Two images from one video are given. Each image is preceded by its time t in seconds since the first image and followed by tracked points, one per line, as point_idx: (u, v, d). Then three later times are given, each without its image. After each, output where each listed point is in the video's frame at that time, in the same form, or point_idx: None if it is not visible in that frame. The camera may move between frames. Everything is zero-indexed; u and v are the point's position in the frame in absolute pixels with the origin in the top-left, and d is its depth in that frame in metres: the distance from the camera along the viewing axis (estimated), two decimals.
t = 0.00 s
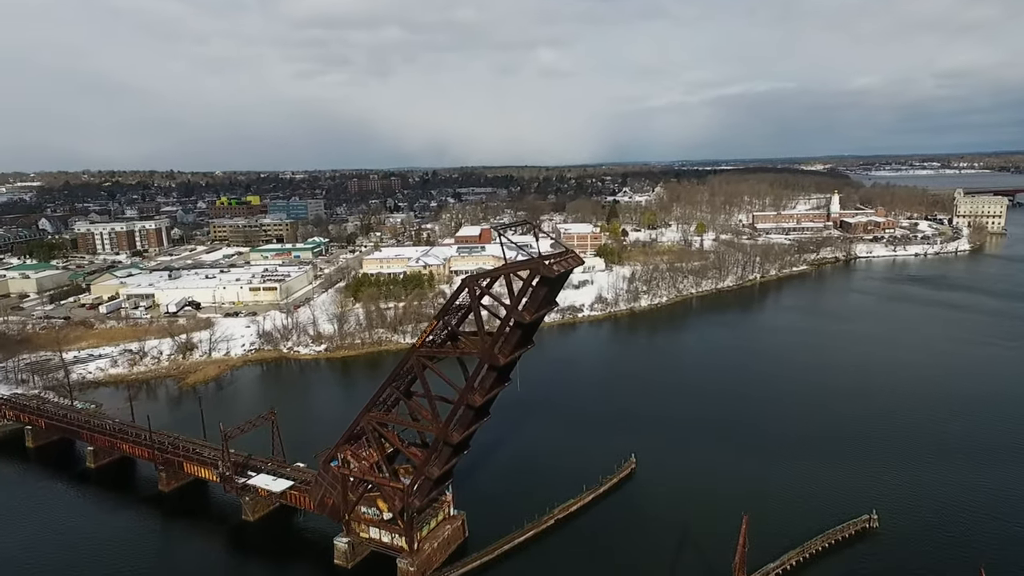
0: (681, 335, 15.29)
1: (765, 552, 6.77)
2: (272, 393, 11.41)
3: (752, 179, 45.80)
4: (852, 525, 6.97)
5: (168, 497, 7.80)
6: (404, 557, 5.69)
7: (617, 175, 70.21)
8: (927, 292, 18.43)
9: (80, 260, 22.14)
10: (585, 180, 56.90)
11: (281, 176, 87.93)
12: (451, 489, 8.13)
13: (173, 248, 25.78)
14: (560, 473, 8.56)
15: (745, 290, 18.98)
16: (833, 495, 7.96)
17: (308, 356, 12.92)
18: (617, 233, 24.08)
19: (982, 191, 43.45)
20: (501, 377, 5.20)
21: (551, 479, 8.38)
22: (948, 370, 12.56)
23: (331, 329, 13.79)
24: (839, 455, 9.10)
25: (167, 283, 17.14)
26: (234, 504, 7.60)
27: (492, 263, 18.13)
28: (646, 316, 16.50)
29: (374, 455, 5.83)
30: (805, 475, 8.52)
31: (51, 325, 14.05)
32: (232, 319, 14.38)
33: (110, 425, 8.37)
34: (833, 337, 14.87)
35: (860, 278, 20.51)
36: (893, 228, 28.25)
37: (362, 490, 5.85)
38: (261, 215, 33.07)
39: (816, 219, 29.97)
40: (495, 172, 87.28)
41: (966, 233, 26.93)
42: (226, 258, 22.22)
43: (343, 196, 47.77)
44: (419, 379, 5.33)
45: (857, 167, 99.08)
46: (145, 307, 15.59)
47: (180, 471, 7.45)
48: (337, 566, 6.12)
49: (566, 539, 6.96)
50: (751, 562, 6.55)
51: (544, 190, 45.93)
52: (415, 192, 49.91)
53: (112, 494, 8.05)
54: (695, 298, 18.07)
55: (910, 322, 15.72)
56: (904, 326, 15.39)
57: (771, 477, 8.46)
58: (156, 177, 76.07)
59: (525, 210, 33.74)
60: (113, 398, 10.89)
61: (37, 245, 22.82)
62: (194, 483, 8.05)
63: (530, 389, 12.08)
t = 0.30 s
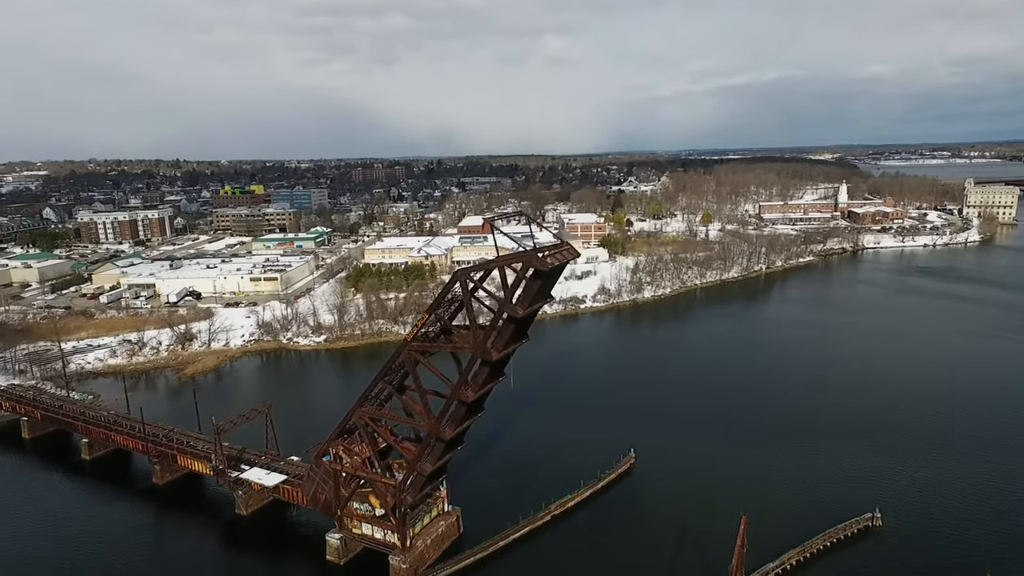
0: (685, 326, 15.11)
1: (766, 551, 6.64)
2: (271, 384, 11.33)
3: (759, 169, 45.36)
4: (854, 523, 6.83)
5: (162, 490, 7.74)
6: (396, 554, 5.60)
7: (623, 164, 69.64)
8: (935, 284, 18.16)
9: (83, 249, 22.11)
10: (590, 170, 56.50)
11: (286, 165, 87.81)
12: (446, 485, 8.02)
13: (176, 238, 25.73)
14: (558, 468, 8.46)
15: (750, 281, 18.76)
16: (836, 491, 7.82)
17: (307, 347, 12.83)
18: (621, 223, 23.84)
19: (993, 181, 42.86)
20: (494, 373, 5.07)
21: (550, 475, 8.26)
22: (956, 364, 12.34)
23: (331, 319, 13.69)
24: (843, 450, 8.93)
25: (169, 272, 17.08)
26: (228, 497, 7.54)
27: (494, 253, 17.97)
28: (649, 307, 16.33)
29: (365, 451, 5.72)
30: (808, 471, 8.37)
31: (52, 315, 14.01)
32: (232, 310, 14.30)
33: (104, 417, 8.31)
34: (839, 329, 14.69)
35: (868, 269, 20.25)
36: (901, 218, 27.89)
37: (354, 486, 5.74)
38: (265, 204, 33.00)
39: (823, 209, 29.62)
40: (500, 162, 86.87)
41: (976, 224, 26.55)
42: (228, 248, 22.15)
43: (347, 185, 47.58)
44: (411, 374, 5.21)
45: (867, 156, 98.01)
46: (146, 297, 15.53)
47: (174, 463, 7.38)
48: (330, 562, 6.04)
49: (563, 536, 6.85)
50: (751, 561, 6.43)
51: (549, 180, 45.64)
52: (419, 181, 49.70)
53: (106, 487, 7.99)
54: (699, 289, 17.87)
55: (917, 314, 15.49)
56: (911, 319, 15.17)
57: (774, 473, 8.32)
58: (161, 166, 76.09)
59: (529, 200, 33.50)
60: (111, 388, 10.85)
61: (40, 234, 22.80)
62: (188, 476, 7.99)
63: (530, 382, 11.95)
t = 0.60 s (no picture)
0: (695, 323, 14.88)
1: (773, 556, 6.45)
2: (276, 378, 11.28)
3: (773, 163, 44.77)
4: (865, 530, 6.62)
5: (164, 486, 7.71)
6: (393, 555, 5.51)
7: (636, 158, 69.10)
8: (954, 281, 17.77)
9: (95, 242, 22.24)
10: (602, 164, 56.07)
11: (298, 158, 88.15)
12: (446, 484, 7.90)
13: (187, 231, 25.83)
14: (561, 468, 8.30)
15: (762, 277, 18.47)
16: (847, 494, 7.61)
17: (313, 342, 12.78)
18: (632, 218, 23.58)
19: (1014, 176, 41.97)
20: (492, 372, 4.94)
21: (553, 475, 8.11)
22: (974, 363, 12.02)
23: (338, 314, 13.62)
24: (856, 450, 8.70)
25: (178, 266, 17.11)
26: (228, 494, 7.48)
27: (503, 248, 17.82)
28: (659, 304, 16.10)
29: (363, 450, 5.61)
30: (819, 472, 8.15)
31: (61, 308, 14.08)
32: (239, 304, 14.29)
33: (107, 411, 8.29)
34: (853, 326, 14.39)
35: (884, 265, 19.88)
36: (919, 213, 27.36)
37: (351, 485, 5.64)
38: (276, 198, 33.08)
39: (839, 204, 29.14)
40: (512, 155, 86.62)
41: (996, 220, 25.99)
42: (238, 241, 22.20)
43: (358, 178, 47.64)
44: (408, 373, 5.08)
45: (884, 150, 96.60)
46: (155, 290, 15.57)
47: (174, 459, 7.34)
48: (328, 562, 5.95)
49: (565, 538, 6.72)
50: (758, 566, 6.25)
51: (560, 173, 45.37)
52: (430, 175, 49.61)
53: (108, 481, 7.98)
54: (710, 285, 17.62)
55: (934, 312, 15.15)
56: (927, 317, 14.84)
57: (783, 473, 8.12)
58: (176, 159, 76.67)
59: (540, 194, 33.28)
60: (118, 382, 10.86)
61: (53, 227, 22.97)
62: (189, 472, 7.95)
63: (536, 378, 11.80)
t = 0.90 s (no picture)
0: (711, 326, 14.61)
1: (787, 571, 6.22)
2: (287, 377, 11.27)
3: (794, 164, 44.12)
4: (883, 546, 6.37)
5: (169, 486, 7.70)
6: (393, 563, 5.40)
7: (654, 159, 68.53)
8: (979, 287, 17.28)
9: (115, 240, 22.52)
10: (620, 164, 55.67)
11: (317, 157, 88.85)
12: (450, 489, 7.77)
13: (205, 229, 26.07)
14: (569, 474, 8.13)
15: (780, 281, 18.13)
16: (865, 505, 7.33)
17: (324, 341, 12.76)
18: (648, 219, 23.32)
19: None
20: (494, 379, 4.82)
21: (560, 481, 7.95)
22: (1000, 371, 11.61)
23: (349, 314, 13.59)
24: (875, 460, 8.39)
25: (194, 264, 17.23)
26: (232, 495, 7.44)
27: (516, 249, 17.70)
28: (674, 306, 15.85)
29: (363, 455, 5.51)
30: (836, 482, 7.88)
31: (78, 305, 14.23)
32: (252, 303, 14.33)
33: (115, 409, 8.31)
34: (873, 331, 14.03)
35: (907, 269, 19.40)
36: (944, 216, 26.71)
37: (351, 491, 5.56)
38: (293, 197, 33.31)
39: (861, 206, 28.57)
40: (530, 155, 86.41)
41: None
42: (254, 240, 22.33)
43: (375, 177, 47.83)
44: (408, 379, 4.97)
45: (909, 151, 94.75)
46: (170, 288, 15.69)
47: (179, 459, 7.31)
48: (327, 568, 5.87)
49: (570, 548, 6.56)
50: None
51: (576, 174, 45.13)
52: (446, 174, 49.66)
53: (115, 479, 7.99)
54: (726, 288, 17.32)
55: (958, 318, 14.72)
56: (952, 323, 14.39)
57: (798, 482, 7.87)
58: (197, 158, 77.72)
59: (556, 194, 33.10)
60: (130, 379, 10.92)
61: (74, 224, 23.31)
62: (195, 472, 7.94)
63: (546, 381, 11.64)
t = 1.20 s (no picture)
0: (728, 329, 14.32)
1: None
2: (299, 377, 11.27)
3: (818, 164, 43.32)
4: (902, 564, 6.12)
5: (177, 485, 7.71)
6: (395, 571, 5.30)
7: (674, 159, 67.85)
8: (1008, 291, 16.74)
9: (136, 238, 22.83)
10: (639, 164, 55.19)
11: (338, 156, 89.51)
12: (456, 493, 7.63)
13: (224, 228, 26.33)
14: (580, 479, 7.99)
15: (801, 283, 17.74)
16: (886, 521, 7.07)
17: (336, 341, 12.75)
18: (666, 220, 23.01)
19: None
20: (496, 385, 4.69)
21: (571, 486, 7.80)
22: None
23: (362, 314, 13.56)
24: (898, 472, 8.09)
25: (211, 262, 17.37)
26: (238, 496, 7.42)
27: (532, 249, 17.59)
28: (691, 309, 15.58)
29: (366, 460, 5.42)
30: (856, 494, 7.61)
31: (96, 302, 14.40)
32: (267, 301, 14.39)
33: (126, 408, 8.35)
34: (897, 336, 13.64)
35: (933, 273, 18.86)
36: (973, 218, 25.97)
37: (354, 495, 5.47)
38: (312, 196, 33.53)
39: (886, 207, 27.91)
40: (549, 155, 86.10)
41: None
42: (272, 239, 22.48)
43: (394, 176, 47.97)
44: (410, 384, 4.86)
45: (938, 150, 92.56)
46: (187, 287, 15.83)
47: (186, 459, 7.30)
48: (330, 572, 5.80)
49: (576, 557, 6.42)
50: None
51: (595, 174, 44.82)
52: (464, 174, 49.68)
53: (125, 478, 8.01)
54: (745, 291, 16.99)
55: (986, 323, 14.25)
56: (980, 328, 13.92)
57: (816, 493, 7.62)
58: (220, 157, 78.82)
59: (574, 194, 32.87)
60: (145, 377, 10.99)
61: (97, 223, 23.69)
62: (203, 471, 7.94)
63: (559, 382, 11.47)
